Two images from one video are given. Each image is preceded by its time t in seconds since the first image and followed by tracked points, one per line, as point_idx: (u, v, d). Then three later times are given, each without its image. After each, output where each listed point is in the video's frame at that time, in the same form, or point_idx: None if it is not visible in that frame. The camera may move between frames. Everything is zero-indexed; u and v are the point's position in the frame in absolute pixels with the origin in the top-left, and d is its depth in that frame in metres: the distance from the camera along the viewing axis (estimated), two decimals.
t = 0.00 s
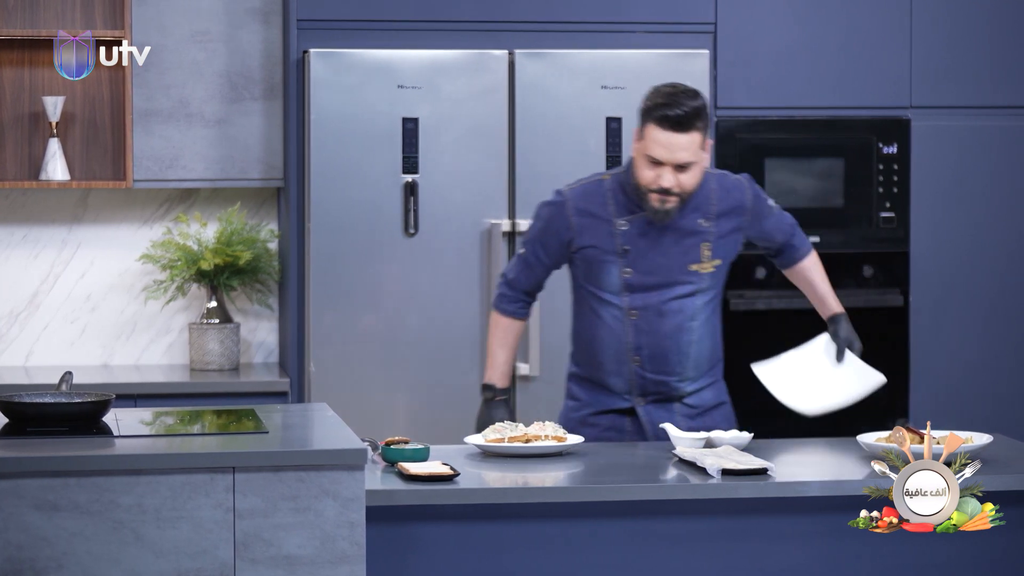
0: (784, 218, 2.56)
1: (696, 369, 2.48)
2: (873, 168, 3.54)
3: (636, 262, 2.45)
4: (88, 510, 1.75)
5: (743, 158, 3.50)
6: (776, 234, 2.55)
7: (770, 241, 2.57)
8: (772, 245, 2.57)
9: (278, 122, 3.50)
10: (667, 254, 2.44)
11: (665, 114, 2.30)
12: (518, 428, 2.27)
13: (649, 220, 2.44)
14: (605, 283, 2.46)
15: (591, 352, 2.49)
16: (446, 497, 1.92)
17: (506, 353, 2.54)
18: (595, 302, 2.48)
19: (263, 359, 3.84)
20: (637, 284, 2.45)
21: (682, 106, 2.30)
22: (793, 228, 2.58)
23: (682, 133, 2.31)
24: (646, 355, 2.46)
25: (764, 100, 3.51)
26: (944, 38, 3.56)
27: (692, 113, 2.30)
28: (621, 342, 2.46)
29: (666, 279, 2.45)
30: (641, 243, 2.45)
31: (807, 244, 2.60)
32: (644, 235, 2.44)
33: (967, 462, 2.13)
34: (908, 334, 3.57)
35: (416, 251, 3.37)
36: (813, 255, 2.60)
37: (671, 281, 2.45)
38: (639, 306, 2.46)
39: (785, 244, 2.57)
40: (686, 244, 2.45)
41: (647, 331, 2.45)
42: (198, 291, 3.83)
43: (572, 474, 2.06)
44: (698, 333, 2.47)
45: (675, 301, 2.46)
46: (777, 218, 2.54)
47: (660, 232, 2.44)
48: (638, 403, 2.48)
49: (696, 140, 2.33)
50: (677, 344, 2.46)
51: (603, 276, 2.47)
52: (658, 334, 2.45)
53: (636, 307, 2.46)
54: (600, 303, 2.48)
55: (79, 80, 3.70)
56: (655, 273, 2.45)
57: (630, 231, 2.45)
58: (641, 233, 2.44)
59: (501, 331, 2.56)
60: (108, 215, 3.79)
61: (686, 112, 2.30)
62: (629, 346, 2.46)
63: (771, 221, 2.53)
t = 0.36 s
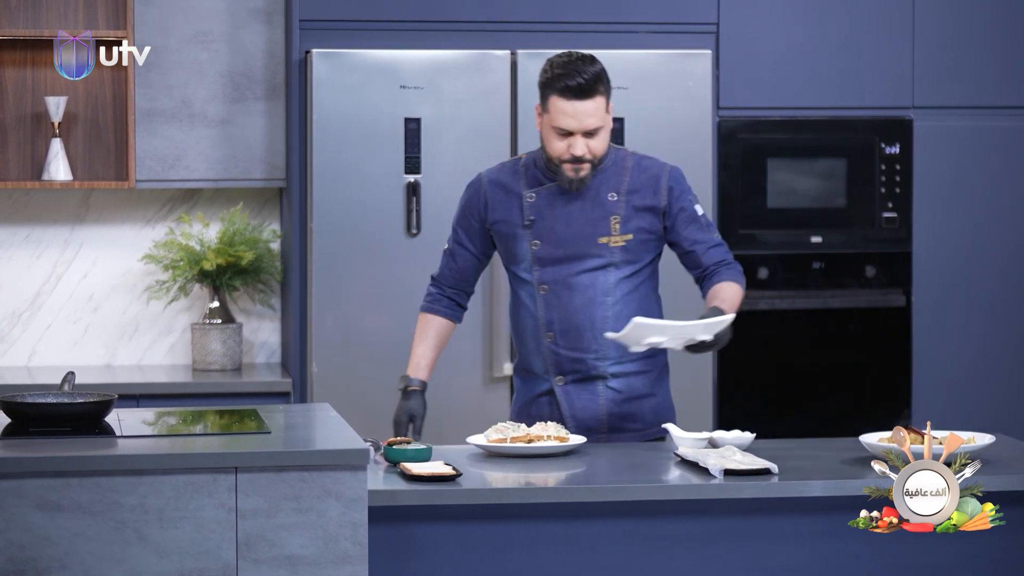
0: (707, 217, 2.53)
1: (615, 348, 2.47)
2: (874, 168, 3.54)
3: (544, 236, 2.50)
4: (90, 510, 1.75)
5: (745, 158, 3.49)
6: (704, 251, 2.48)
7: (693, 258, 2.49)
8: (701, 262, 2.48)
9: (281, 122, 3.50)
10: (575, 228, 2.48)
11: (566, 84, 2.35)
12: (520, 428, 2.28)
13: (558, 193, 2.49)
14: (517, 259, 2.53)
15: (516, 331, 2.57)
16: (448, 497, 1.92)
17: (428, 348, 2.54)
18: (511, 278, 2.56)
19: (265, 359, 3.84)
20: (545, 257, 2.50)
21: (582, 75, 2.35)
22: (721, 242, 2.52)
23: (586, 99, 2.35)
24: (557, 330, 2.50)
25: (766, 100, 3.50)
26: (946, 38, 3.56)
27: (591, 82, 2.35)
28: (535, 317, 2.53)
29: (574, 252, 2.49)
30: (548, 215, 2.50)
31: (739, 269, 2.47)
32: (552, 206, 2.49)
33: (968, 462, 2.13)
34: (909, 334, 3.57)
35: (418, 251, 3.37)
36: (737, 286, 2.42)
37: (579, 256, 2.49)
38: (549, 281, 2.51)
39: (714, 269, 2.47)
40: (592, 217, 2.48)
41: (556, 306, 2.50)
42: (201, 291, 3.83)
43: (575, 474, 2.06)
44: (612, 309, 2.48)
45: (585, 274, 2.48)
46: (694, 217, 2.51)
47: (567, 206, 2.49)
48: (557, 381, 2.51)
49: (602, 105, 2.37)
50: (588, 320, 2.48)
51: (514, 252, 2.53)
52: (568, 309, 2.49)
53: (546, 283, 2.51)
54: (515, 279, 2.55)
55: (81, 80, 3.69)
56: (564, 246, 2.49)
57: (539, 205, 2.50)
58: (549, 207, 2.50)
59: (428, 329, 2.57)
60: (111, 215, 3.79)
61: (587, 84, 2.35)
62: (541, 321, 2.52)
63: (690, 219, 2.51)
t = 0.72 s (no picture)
0: (673, 249, 2.27)
1: (553, 357, 2.41)
2: (876, 168, 3.54)
3: (513, 230, 2.48)
4: (92, 510, 1.75)
5: (747, 158, 3.49)
6: (654, 280, 2.24)
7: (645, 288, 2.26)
8: (651, 294, 2.24)
9: (283, 122, 3.50)
10: (536, 231, 2.43)
11: (546, 83, 2.28)
12: (522, 429, 2.27)
13: (536, 195, 2.45)
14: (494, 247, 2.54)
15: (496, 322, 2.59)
16: (450, 497, 1.92)
17: (446, 336, 2.64)
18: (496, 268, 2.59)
19: (267, 359, 3.84)
20: (510, 253, 2.48)
21: (563, 74, 2.28)
22: (683, 276, 2.24)
23: (566, 99, 2.27)
24: (506, 328, 2.48)
25: (768, 100, 3.50)
26: (948, 38, 3.56)
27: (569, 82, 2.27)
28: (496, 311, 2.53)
29: (530, 254, 2.44)
30: (520, 212, 2.47)
31: (692, 311, 2.18)
32: (528, 204, 2.46)
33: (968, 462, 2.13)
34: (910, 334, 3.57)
35: (420, 251, 3.38)
36: (679, 334, 2.14)
37: (535, 259, 2.43)
38: (507, 278, 2.48)
39: (662, 305, 2.21)
40: (553, 223, 2.41)
41: (509, 305, 2.47)
42: (203, 291, 3.83)
43: (577, 475, 2.06)
44: (553, 318, 2.41)
45: (535, 278, 2.43)
46: (655, 244, 2.28)
47: (536, 208, 2.44)
48: (502, 380, 2.49)
49: (583, 107, 2.29)
50: (530, 323, 2.43)
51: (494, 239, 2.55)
52: (515, 310, 2.46)
53: (505, 280, 2.49)
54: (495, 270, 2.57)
55: (82, 80, 3.69)
56: (524, 246, 2.45)
57: (518, 201, 2.48)
58: (524, 205, 2.47)
59: (452, 318, 2.67)
60: (113, 215, 3.79)
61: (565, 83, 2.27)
62: (497, 316, 2.51)
63: (648, 244, 2.29)
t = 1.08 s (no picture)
0: (670, 268, 2.19)
1: (540, 361, 2.38)
2: (879, 168, 3.54)
3: (513, 227, 2.44)
4: (95, 510, 1.75)
5: (750, 158, 3.48)
6: (647, 298, 2.17)
7: (642, 307, 2.18)
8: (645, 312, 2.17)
9: (286, 122, 3.50)
10: (532, 232, 2.39)
11: (545, 91, 2.18)
12: (525, 429, 2.26)
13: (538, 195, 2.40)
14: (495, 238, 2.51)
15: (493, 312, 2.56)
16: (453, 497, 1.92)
17: (461, 314, 2.63)
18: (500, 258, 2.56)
19: (270, 359, 3.84)
20: (507, 249, 2.45)
21: (563, 82, 2.18)
22: (680, 297, 2.16)
23: (564, 109, 2.18)
24: (497, 324, 2.45)
25: (771, 100, 3.50)
26: (952, 38, 3.56)
27: (569, 93, 2.17)
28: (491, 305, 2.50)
29: (525, 254, 2.41)
30: (520, 210, 2.43)
31: (690, 334, 2.10)
32: (530, 202, 2.41)
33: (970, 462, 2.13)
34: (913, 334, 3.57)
35: (423, 251, 3.38)
36: (676, 358, 2.07)
37: (529, 259, 2.40)
38: (503, 274, 2.45)
39: (658, 326, 2.13)
40: (549, 226, 2.37)
41: (502, 302, 2.45)
42: (207, 291, 3.83)
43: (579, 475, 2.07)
44: (542, 321, 2.37)
45: (528, 278, 2.40)
46: (652, 263, 2.21)
47: (536, 209, 2.40)
48: (492, 376, 2.47)
49: (582, 117, 2.20)
50: (519, 323, 2.40)
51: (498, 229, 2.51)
52: (506, 308, 2.43)
53: (501, 276, 2.46)
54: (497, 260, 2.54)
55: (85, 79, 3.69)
56: (520, 245, 2.41)
57: (520, 197, 2.44)
58: (525, 203, 2.42)
59: (466, 296, 2.64)
60: (117, 215, 3.79)
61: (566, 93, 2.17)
62: (490, 312, 2.48)
63: (644, 260, 2.22)
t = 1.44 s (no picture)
0: (689, 271, 2.16)
1: (555, 364, 2.35)
2: (901, 168, 3.54)
3: (526, 228, 2.42)
4: (117, 510, 1.72)
5: (772, 158, 3.48)
6: (667, 301, 2.14)
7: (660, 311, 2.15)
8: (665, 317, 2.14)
9: (308, 122, 3.51)
10: (547, 234, 2.36)
11: (556, 95, 2.16)
12: (547, 429, 2.25)
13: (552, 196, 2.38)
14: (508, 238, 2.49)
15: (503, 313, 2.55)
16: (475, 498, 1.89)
17: (457, 311, 2.62)
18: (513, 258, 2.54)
19: (291, 360, 3.85)
20: (521, 251, 2.43)
21: (573, 88, 2.15)
22: (700, 302, 2.13)
23: (573, 115, 2.16)
24: (511, 327, 2.43)
25: (792, 100, 3.50)
26: (973, 37, 3.56)
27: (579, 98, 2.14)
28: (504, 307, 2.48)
29: (540, 256, 2.38)
30: (534, 211, 2.41)
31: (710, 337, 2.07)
32: (545, 204, 2.40)
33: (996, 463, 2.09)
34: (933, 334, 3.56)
35: (444, 251, 3.38)
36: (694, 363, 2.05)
37: (545, 262, 2.38)
38: (516, 276, 2.43)
39: (678, 330, 2.11)
40: (565, 229, 2.34)
41: (516, 304, 2.42)
42: (228, 291, 3.83)
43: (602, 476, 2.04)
44: (558, 323, 2.35)
45: (543, 281, 2.37)
46: (671, 266, 2.18)
47: (551, 210, 2.38)
48: (505, 379, 2.45)
49: (593, 124, 2.17)
50: (534, 325, 2.37)
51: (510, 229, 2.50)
52: (520, 311, 2.40)
53: (514, 278, 2.44)
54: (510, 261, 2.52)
55: (108, 79, 3.70)
56: (535, 247, 2.39)
57: (534, 198, 2.42)
58: (540, 204, 2.40)
59: (464, 292, 2.62)
60: (138, 214, 3.79)
61: (576, 98, 2.15)
62: (504, 314, 2.46)
63: (664, 264, 2.19)
